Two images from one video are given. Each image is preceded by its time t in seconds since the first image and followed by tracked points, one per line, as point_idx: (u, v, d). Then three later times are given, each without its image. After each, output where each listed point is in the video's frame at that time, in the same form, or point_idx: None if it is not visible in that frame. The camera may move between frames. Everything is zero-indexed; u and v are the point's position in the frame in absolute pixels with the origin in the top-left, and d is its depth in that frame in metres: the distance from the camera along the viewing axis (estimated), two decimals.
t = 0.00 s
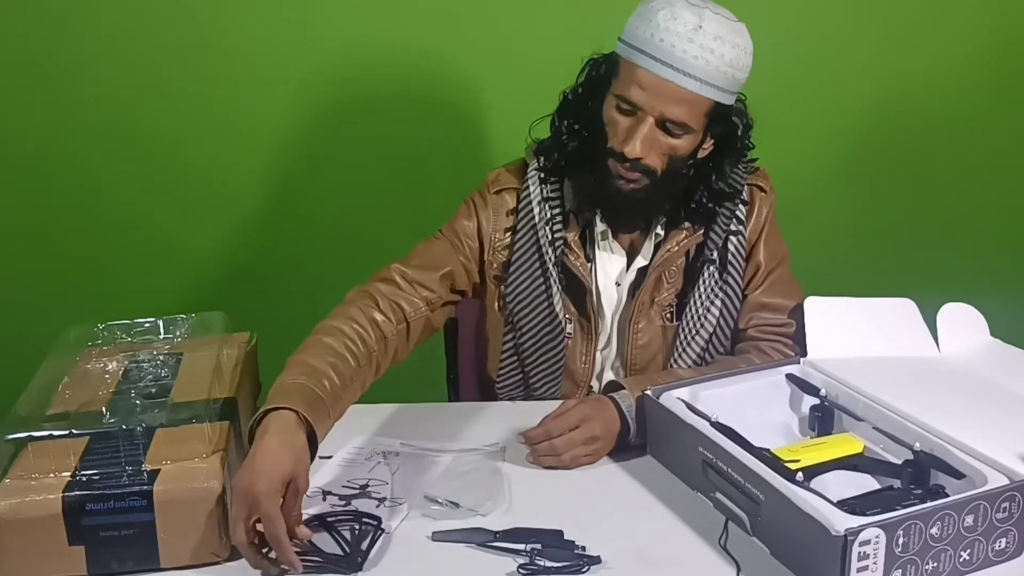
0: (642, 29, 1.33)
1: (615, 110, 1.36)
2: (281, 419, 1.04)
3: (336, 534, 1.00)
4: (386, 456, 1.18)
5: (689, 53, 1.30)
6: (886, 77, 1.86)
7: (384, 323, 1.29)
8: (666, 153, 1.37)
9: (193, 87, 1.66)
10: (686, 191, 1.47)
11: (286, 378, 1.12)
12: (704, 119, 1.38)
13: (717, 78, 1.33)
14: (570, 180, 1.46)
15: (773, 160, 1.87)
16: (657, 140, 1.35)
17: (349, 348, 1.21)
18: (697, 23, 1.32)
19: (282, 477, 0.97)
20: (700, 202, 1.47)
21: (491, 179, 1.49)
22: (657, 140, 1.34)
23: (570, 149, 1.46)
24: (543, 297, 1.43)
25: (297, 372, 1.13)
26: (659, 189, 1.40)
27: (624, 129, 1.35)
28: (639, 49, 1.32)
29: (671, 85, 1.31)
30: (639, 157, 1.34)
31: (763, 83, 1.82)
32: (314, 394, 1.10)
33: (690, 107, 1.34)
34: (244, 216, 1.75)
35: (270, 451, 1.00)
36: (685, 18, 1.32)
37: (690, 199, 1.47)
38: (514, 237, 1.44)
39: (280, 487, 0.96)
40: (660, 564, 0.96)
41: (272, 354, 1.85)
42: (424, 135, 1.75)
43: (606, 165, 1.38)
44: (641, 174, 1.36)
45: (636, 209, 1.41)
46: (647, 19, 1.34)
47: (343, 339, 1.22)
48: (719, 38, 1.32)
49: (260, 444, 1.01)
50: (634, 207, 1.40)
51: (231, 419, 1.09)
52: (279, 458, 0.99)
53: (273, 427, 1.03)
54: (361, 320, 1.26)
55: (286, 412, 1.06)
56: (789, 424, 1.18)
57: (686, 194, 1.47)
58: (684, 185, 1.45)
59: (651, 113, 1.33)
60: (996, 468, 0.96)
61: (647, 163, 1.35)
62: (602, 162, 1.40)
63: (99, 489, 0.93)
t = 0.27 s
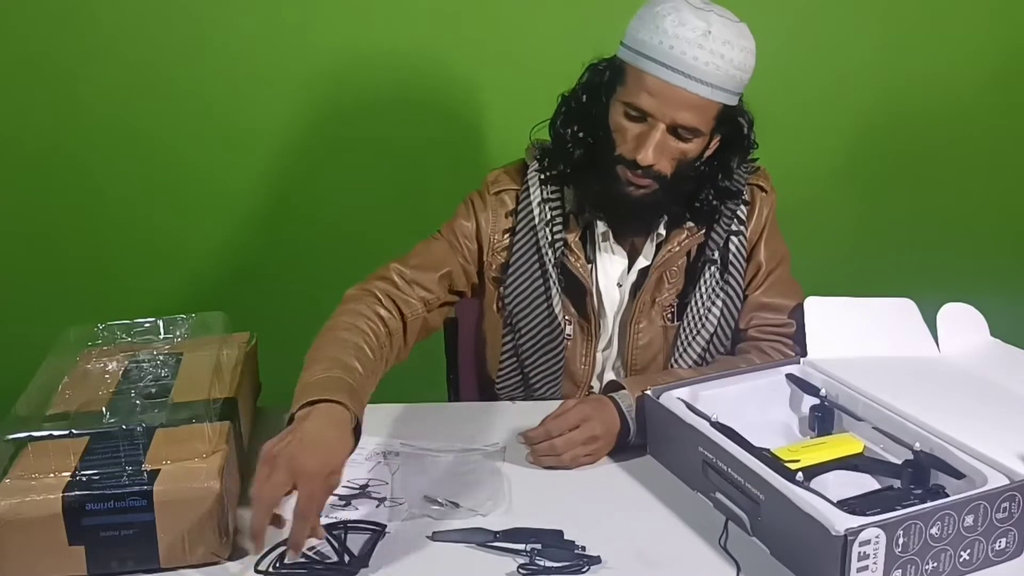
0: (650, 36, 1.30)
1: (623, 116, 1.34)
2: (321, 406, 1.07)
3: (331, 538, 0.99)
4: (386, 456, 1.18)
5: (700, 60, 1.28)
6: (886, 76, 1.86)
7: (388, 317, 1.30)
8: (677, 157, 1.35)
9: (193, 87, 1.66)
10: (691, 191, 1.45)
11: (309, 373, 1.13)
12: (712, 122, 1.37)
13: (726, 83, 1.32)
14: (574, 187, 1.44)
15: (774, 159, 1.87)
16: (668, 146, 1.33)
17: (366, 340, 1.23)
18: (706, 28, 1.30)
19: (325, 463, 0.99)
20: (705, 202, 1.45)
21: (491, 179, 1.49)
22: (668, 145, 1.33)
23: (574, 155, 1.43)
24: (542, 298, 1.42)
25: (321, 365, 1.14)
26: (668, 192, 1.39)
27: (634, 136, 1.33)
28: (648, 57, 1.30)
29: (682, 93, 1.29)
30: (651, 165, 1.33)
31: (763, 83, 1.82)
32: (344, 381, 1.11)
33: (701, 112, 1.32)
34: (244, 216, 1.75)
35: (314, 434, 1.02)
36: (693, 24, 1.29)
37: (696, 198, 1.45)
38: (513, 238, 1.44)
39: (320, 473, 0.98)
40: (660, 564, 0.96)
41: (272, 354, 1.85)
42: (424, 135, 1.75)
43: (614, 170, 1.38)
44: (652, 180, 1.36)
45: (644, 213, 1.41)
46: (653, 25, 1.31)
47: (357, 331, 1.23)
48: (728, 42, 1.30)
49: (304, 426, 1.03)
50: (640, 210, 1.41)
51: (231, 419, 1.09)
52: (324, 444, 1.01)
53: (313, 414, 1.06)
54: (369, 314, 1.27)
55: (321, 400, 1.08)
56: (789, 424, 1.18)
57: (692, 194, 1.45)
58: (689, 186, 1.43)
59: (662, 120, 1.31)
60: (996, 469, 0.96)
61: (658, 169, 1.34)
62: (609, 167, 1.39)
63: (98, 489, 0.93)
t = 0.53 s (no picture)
0: (653, 38, 1.29)
1: (626, 118, 1.34)
2: (431, 392, 1.11)
3: (331, 538, 0.99)
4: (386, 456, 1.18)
5: (704, 61, 1.28)
6: (886, 76, 1.86)
7: (402, 312, 1.31)
8: (681, 158, 1.35)
9: (194, 87, 1.66)
10: (693, 191, 1.43)
11: (386, 373, 1.15)
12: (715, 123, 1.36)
13: (729, 83, 1.31)
14: (576, 189, 1.44)
15: (774, 159, 1.87)
16: (672, 147, 1.32)
17: (395, 334, 1.23)
18: (708, 29, 1.29)
19: (479, 437, 1.03)
20: (708, 201, 1.45)
21: (491, 179, 1.49)
22: (672, 147, 1.32)
23: (576, 157, 1.42)
24: (543, 298, 1.42)
25: (393, 361, 1.17)
26: (672, 192, 1.39)
27: (638, 138, 1.33)
28: (651, 59, 1.29)
29: (686, 94, 1.28)
30: (655, 166, 1.32)
31: (763, 82, 1.82)
32: (427, 367, 1.16)
33: (705, 113, 1.31)
34: (245, 216, 1.75)
35: (446, 420, 1.06)
36: (695, 25, 1.29)
37: (699, 197, 1.44)
38: (514, 238, 1.44)
39: (479, 445, 1.02)
40: (660, 564, 0.96)
41: (272, 354, 1.85)
42: (424, 135, 1.75)
43: (617, 171, 1.37)
44: (655, 181, 1.35)
45: (646, 214, 1.41)
46: (655, 27, 1.30)
47: (387, 325, 1.25)
48: (730, 42, 1.30)
49: (432, 416, 1.07)
50: (644, 211, 1.40)
51: (231, 419, 1.09)
52: (465, 421, 1.06)
53: (431, 400, 1.10)
54: (388, 310, 1.29)
55: (429, 386, 1.11)
56: (789, 424, 1.18)
57: (694, 193, 1.44)
58: (691, 186, 1.42)
59: (666, 121, 1.30)
60: (996, 469, 0.96)
61: (662, 170, 1.33)
62: (612, 169, 1.38)
63: (99, 489, 0.93)
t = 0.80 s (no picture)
0: (661, 39, 1.29)
1: (633, 120, 1.33)
2: (449, 402, 1.08)
3: (331, 538, 0.99)
4: (386, 456, 1.18)
5: (712, 63, 1.27)
6: (886, 76, 1.86)
7: (410, 317, 1.31)
8: (688, 159, 1.34)
9: (194, 87, 1.66)
10: (698, 192, 1.43)
11: (400, 384, 1.13)
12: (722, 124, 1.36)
13: (737, 85, 1.31)
14: (581, 189, 1.44)
15: (774, 159, 1.87)
16: (679, 149, 1.32)
17: (407, 341, 1.22)
18: (716, 31, 1.29)
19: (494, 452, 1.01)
20: (713, 200, 1.44)
21: (494, 180, 1.49)
22: (679, 148, 1.32)
23: (582, 158, 1.42)
24: (546, 299, 1.42)
25: (407, 370, 1.14)
26: (678, 193, 1.38)
27: (645, 139, 1.32)
28: (659, 60, 1.29)
29: (694, 95, 1.28)
30: (662, 168, 1.32)
31: (764, 83, 1.82)
32: (446, 376, 1.13)
33: (712, 114, 1.31)
34: (246, 216, 1.75)
35: (464, 431, 1.04)
36: (703, 27, 1.29)
37: (704, 197, 1.44)
38: (518, 238, 1.44)
39: (493, 462, 1.00)
40: (660, 564, 0.96)
41: (272, 354, 1.85)
42: (424, 135, 1.75)
43: (623, 173, 1.37)
44: (662, 182, 1.35)
45: (651, 214, 1.40)
46: (663, 28, 1.30)
47: (397, 332, 1.24)
48: (738, 44, 1.30)
49: (450, 427, 1.04)
50: (650, 212, 1.40)
51: (231, 419, 1.09)
52: (482, 436, 1.03)
53: (449, 411, 1.07)
54: (398, 318, 1.28)
55: (447, 396, 1.08)
56: (790, 424, 1.18)
57: (699, 194, 1.44)
58: (697, 187, 1.42)
59: (673, 122, 1.30)
60: (996, 469, 0.96)
61: (669, 172, 1.33)
62: (617, 169, 1.38)
63: (98, 489, 0.93)
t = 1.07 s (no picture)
0: (661, 36, 1.29)
1: (632, 116, 1.34)
2: (420, 377, 1.17)
3: (331, 538, 0.99)
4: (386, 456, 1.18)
5: (711, 60, 1.28)
6: (886, 76, 1.86)
7: (400, 319, 1.35)
8: (685, 157, 1.34)
9: (194, 87, 1.66)
10: (698, 192, 1.42)
11: (379, 368, 1.21)
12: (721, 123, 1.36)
13: (736, 83, 1.31)
14: (579, 186, 1.44)
15: (774, 159, 1.87)
16: (677, 146, 1.32)
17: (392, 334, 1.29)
18: (716, 28, 1.29)
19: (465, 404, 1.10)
20: (712, 200, 1.43)
21: (490, 182, 1.49)
22: (677, 145, 1.32)
23: (581, 156, 1.41)
24: (542, 298, 1.42)
25: (385, 355, 1.22)
26: (675, 192, 1.38)
27: (643, 136, 1.33)
28: (659, 56, 1.29)
29: (692, 92, 1.29)
30: (659, 164, 1.32)
31: (764, 82, 1.81)
32: (420, 358, 1.21)
33: (711, 113, 1.31)
34: (247, 216, 1.75)
35: (434, 397, 1.13)
36: (704, 24, 1.29)
37: (703, 198, 1.43)
38: (513, 238, 1.44)
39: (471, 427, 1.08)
40: (660, 564, 0.96)
41: (272, 354, 1.85)
42: (424, 135, 1.75)
43: (621, 170, 1.37)
44: (659, 180, 1.35)
45: (649, 212, 1.39)
46: (664, 25, 1.30)
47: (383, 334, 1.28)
48: (738, 42, 1.30)
49: (424, 396, 1.13)
50: (648, 211, 1.39)
51: (231, 419, 1.09)
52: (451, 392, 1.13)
53: (420, 387, 1.15)
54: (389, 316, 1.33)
55: (419, 376, 1.17)
56: (789, 424, 1.18)
57: (699, 194, 1.42)
58: (697, 187, 1.40)
59: (672, 120, 1.30)
60: (996, 469, 0.95)
61: (666, 169, 1.33)
62: (616, 168, 1.37)
63: (99, 489, 0.93)
